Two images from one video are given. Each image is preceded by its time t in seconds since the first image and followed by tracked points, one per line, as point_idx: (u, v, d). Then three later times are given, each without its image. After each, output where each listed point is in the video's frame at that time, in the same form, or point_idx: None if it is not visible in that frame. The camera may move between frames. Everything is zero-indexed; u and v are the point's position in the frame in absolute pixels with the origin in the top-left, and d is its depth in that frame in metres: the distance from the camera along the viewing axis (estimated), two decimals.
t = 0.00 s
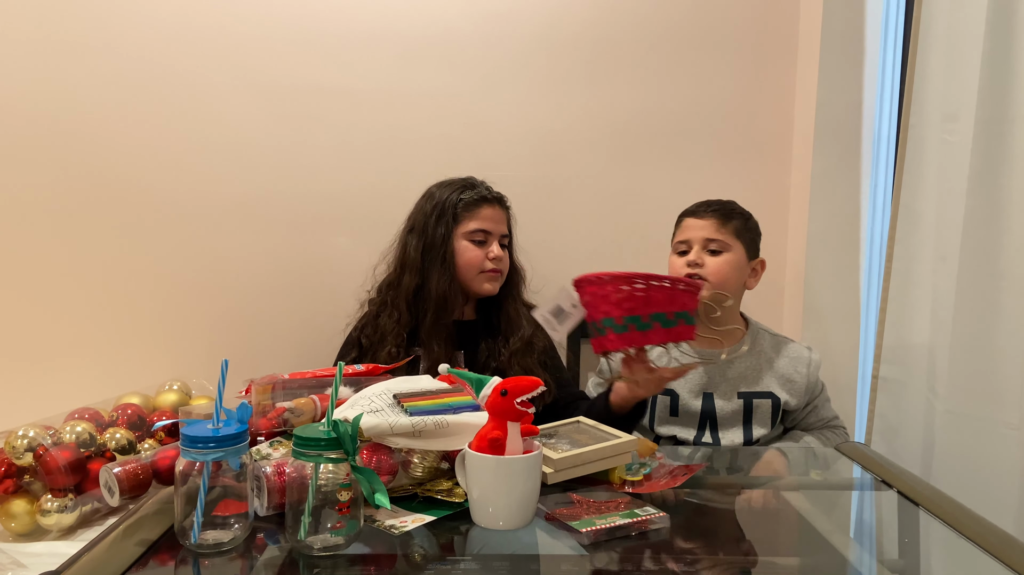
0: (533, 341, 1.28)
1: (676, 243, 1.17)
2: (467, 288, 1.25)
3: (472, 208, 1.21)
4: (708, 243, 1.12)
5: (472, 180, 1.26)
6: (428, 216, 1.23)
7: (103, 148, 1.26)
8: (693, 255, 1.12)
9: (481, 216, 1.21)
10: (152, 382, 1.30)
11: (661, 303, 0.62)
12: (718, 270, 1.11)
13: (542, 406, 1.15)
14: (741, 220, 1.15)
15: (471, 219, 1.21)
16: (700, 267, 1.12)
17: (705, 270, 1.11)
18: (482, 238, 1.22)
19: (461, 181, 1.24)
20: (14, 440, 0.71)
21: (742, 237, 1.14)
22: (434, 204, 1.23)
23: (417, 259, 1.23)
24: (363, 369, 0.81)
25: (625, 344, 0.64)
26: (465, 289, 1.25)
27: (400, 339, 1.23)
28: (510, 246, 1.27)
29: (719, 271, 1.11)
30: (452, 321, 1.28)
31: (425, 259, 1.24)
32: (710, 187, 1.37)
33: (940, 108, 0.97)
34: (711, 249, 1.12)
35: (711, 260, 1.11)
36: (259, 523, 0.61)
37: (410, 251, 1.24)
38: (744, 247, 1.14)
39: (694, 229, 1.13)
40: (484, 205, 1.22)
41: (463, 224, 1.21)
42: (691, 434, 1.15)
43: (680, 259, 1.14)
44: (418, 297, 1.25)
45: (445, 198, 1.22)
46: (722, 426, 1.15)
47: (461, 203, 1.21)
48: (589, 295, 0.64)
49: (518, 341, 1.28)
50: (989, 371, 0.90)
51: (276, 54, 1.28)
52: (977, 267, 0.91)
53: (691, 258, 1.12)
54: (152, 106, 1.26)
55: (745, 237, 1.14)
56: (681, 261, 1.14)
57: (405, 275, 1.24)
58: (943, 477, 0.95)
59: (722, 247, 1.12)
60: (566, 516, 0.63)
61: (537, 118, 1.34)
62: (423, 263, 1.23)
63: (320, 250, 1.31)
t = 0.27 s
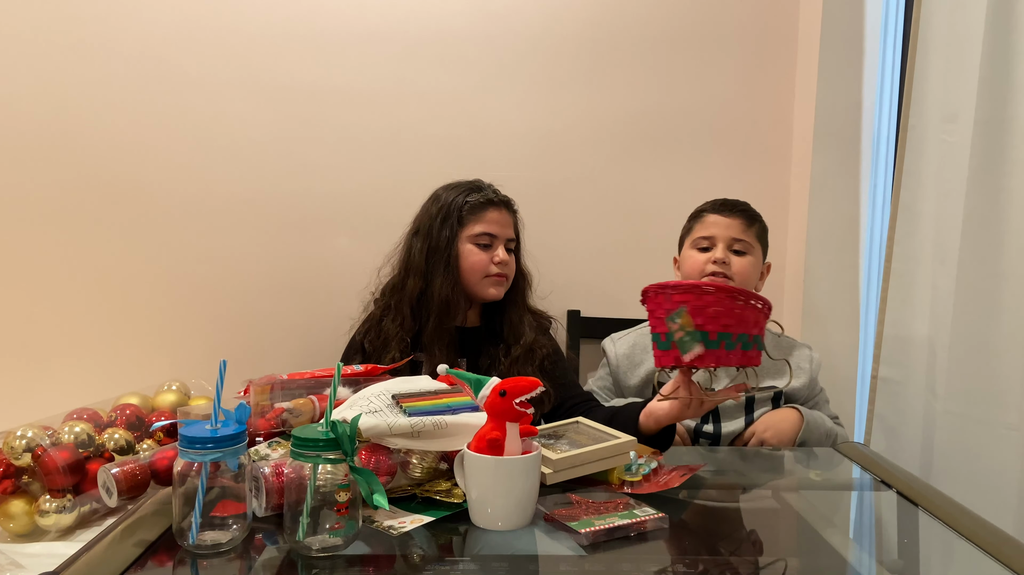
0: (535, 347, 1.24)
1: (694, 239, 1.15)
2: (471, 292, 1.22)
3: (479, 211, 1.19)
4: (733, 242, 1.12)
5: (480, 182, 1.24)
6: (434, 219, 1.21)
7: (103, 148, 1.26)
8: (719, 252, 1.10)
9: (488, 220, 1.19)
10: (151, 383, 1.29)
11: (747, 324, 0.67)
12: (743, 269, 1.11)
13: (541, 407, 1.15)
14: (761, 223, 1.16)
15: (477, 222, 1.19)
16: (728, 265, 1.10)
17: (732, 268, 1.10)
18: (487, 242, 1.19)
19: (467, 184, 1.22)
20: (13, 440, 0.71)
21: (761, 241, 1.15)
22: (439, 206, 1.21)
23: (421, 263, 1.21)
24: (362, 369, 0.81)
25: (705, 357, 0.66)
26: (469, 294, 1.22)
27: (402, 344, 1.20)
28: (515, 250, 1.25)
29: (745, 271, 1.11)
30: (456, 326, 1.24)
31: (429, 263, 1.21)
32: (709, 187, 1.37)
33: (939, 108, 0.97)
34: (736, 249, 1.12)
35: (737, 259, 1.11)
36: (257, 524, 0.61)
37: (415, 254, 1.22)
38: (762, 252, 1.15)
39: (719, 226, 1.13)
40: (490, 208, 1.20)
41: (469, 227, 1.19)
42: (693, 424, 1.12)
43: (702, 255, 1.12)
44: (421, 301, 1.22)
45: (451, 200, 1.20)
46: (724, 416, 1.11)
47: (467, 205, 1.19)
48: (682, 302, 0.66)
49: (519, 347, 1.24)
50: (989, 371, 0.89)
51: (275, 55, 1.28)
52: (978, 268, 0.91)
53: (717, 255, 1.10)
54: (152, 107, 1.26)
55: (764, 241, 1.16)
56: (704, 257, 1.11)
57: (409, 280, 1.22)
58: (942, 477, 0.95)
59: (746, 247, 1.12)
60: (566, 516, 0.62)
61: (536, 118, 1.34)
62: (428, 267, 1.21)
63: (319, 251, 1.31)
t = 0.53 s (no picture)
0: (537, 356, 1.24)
1: (701, 240, 1.14)
2: (473, 298, 1.22)
3: (483, 215, 1.19)
4: (742, 246, 1.12)
5: (485, 185, 1.23)
6: (437, 222, 1.21)
7: (102, 148, 1.26)
8: (728, 256, 1.10)
9: (492, 225, 1.18)
10: (150, 382, 1.29)
11: (761, 334, 0.69)
12: (752, 272, 1.11)
13: (541, 406, 1.15)
14: (767, 227, 1.16)
15: (480, 227, 1.19)
16: (737, 268, 1.10)
17: (742, 272, 1.10)
18: (491, 247, 1.19)
19: (473, 187, 1.22)
20: (13, 440, 0.71)
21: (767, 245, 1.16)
22: (442, 209, 1.21)
23: (424, 267, 1.21)
24: (361, 369, 0.80)
25: (723, 369, 0.68)
26: (472, 299, 1.22)
27: (405, 348, 1.20)
28: (519, 255, 1.24)
29: (755, 274, 1.11)
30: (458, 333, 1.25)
31: (432, 267, 1.21)
32: (709, 187, 1.37)
33: (938, 107, 0.97)
34: (745, 252, 1.12)
35: (746, 262, 1.11)
36: (256, 524, 0.61)
37: (418, 257, 1.22)
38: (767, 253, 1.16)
39: (727, 228, 1.13)
40: (495, 212, 1.19)
41: (473, 232, 1.19)
42: (697, 436, 1.13)
43: (709, 257, 1.12)
44: (424, 306, 1.22)
45: (456, 204, 1.20)
46: (727, 427, 1.13)
47: (471, 209, 1.19)
48: (705, 313, 0.67)
49: (522, 356, 1.24)
50: (989, 371, 0.89)
51: (275, 54, 1.28)
52: (977, 267, 0.91)
53: (726, 259, 1.10)
54: (151, 106, 1.26)
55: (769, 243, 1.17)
56: (711, 259, 1.11)
57: (412, 284, 1.22)
58: (941, 476, 0.95)
59: (753, 250, 1.13)
60: (565, 516, 0.62)
61: (536, 118, 1.34)
62: (431, 271, 1.21)
63: (319, 251, 1.31)
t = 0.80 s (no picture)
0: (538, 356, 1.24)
1: (699, 241, 1.14)
2: (474, 299, 1.22)
3: (484, 217, 1.18)
4: (739, 245, 1.12)
5: (488, 187, 1.23)
6: (438, 223, 1.21)
7: (101, 147, 1.26)
8: (727, 255, 1.10)
9: (493, 227, 1.18)
10: (150, 382, 1.29)
11: (772, 344, 0.69)
12: (751, 270, 1.11)
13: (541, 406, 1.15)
14: (763, 224, 1.16)
15: (481, 229, 1.18)
16: (735, 267, 1.10)
17: (740, 271, 1.10)
18: (491, 250, 1.18)
19: (475, 187, 1.22)
20: (12, 439, 0.71)
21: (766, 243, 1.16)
22: (443, 210, 1.21)
23: (424, 269, 1.21)
24: (361, 368, 0.80)
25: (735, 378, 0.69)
26: (473, 301, 1.22)
27: (406, 348, 1.20)
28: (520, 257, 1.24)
29: (753, 272, 1.11)
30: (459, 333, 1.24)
31: (432, 269, 1.21)
32: (708, 186, 1.37)
33: (938, 106, 0.97)
34: (742, 251, 1.12)
35: (745, 261, 1.11)
36: (256, 523, 0.61)
37: (419, 258, 1.22)
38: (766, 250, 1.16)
39: (724, 228, 1.13)
40: (496, 214, 1.19)
41: (474, 234, 1.19)
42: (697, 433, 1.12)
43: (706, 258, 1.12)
44: (424, 308, 1.22)
45: (457, 205, 1.20)
46: (727, 423, 1.12)
47: (473, 210, 1.19)
48: (720, 320, 0.67)
49: (524, 356, 1.24)
50: (989, 370, 0.89)
51: (275, 54, 1.28)
52: (977, 266, 0.91)
53: (724, 258, 1.10)
54: (151, 105, 1.26)
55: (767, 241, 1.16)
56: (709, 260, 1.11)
57: (413, 285, 1.22)
58: (942, 476, 0.95)
59: (750, 248, 1.13)
60: (565, 514, 0.62)
61: (536, 117, 1.34)
62: (431, 272, 1.21)
63: (319, 250, 1.31)
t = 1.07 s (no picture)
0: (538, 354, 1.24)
1: (693, 240, 1.14)
2: (473, 299, 1.22)
3: (482, 217, 1.18)
4: (734, 242, 1.12)
5: (487, 185, 1.23)
6: (437, 222, 1.20)
7: (101, 146, 1.26)
8: (722, 254, 1.10)
9: (492, 227, 1.18)
10: (149, 381, 1.29)
11: (769, 351, 0.69)
12: (746, 267, 1.11)
13: (541, 405, 1.15)
14: (757, 218, 1.16)
15: (480, 229, 1.18)
16: (731, 266, 1.10)
17: (736, 269, 1.10)
18: (490, 250, 1.18)
19: (474, 186, 1.22)
20: (12, 438, 0.71)
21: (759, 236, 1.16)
22: (442, 209, 1.21)
23: (423, 268, 1.21)
24: (361, 367, 0.80)
25: (732, 383, 0.68)
26: (472, 301, 1.21)
27: (405, 347, 1.20)
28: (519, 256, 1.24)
29: (749, 269, 1.11)
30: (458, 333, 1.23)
31: (431, 268, 1.21)
32: (708, 185, 1.37)
33: (938, 104, 0.97)
34: (738, 248, 1.12)
35: (740, 259, 1.11)
36: (256, 522, 0.61)
37: (418, 257, 1.22)
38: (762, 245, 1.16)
39: (718, 226, 1.12)
40: (495, 214, 1.19)
41: (473, 234, 1.18)
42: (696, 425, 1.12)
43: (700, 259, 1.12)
44: (424, 307, 1.22)
45: (457, 204, 1.20)
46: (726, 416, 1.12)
47: (473, 210, 1.18)
48: (715, 324, 0.67)
49: (522, 356, 1.24)
50: (989, 368, 0.89)
51: (275, 53, 1.28)
52: (977, 264, 0.91)
53: (720, 258, 1.10)
54: (150, 105, 1.26)
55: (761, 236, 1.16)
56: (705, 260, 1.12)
57: (411, 284, 1.22)
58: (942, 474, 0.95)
59: (745, 246, 1.12)
60: (565, 513, 0.62)
61: (536, 116, 1.34)
62: (430, 272, 1.21)
63: (318, 249, 1.31)
